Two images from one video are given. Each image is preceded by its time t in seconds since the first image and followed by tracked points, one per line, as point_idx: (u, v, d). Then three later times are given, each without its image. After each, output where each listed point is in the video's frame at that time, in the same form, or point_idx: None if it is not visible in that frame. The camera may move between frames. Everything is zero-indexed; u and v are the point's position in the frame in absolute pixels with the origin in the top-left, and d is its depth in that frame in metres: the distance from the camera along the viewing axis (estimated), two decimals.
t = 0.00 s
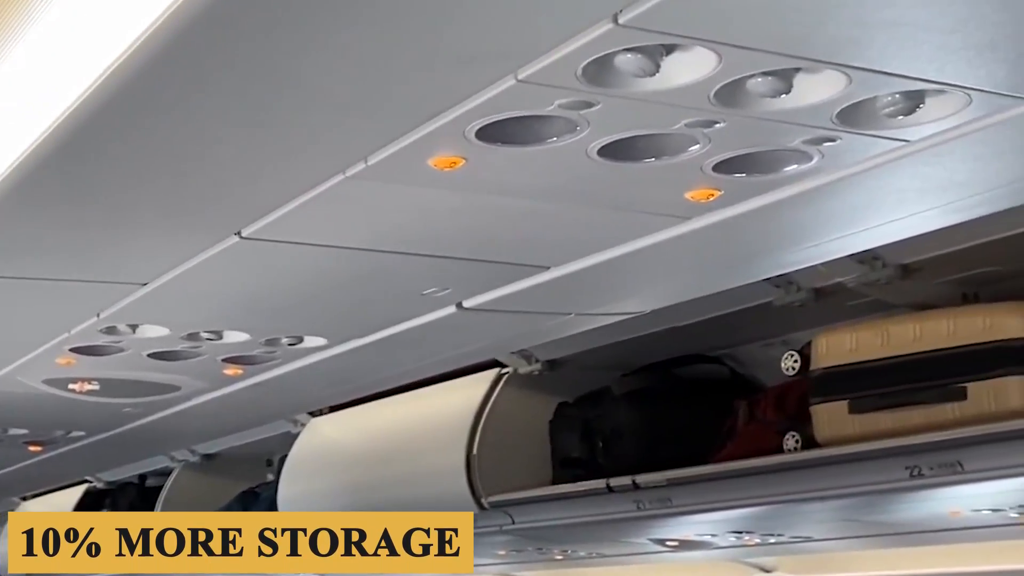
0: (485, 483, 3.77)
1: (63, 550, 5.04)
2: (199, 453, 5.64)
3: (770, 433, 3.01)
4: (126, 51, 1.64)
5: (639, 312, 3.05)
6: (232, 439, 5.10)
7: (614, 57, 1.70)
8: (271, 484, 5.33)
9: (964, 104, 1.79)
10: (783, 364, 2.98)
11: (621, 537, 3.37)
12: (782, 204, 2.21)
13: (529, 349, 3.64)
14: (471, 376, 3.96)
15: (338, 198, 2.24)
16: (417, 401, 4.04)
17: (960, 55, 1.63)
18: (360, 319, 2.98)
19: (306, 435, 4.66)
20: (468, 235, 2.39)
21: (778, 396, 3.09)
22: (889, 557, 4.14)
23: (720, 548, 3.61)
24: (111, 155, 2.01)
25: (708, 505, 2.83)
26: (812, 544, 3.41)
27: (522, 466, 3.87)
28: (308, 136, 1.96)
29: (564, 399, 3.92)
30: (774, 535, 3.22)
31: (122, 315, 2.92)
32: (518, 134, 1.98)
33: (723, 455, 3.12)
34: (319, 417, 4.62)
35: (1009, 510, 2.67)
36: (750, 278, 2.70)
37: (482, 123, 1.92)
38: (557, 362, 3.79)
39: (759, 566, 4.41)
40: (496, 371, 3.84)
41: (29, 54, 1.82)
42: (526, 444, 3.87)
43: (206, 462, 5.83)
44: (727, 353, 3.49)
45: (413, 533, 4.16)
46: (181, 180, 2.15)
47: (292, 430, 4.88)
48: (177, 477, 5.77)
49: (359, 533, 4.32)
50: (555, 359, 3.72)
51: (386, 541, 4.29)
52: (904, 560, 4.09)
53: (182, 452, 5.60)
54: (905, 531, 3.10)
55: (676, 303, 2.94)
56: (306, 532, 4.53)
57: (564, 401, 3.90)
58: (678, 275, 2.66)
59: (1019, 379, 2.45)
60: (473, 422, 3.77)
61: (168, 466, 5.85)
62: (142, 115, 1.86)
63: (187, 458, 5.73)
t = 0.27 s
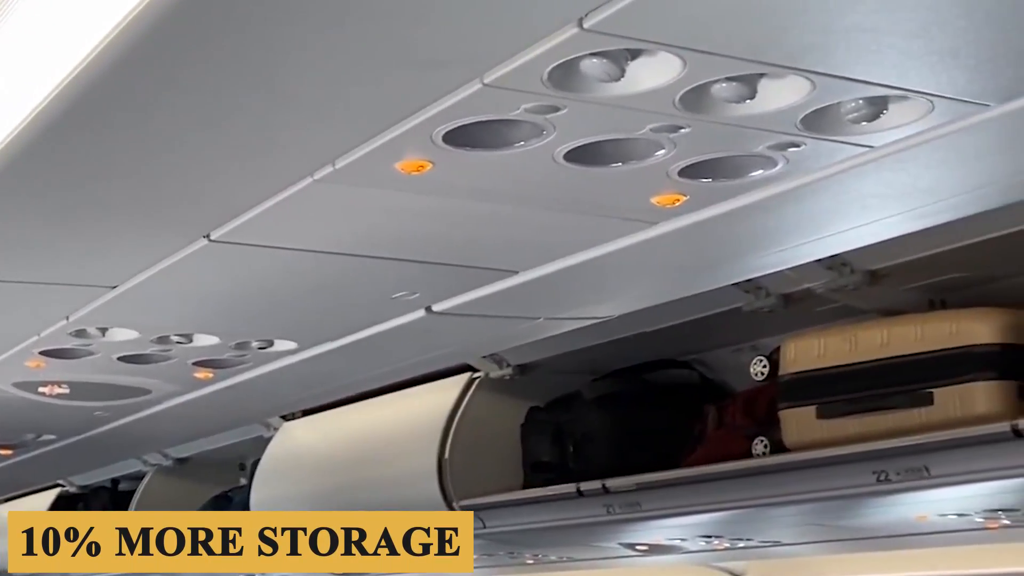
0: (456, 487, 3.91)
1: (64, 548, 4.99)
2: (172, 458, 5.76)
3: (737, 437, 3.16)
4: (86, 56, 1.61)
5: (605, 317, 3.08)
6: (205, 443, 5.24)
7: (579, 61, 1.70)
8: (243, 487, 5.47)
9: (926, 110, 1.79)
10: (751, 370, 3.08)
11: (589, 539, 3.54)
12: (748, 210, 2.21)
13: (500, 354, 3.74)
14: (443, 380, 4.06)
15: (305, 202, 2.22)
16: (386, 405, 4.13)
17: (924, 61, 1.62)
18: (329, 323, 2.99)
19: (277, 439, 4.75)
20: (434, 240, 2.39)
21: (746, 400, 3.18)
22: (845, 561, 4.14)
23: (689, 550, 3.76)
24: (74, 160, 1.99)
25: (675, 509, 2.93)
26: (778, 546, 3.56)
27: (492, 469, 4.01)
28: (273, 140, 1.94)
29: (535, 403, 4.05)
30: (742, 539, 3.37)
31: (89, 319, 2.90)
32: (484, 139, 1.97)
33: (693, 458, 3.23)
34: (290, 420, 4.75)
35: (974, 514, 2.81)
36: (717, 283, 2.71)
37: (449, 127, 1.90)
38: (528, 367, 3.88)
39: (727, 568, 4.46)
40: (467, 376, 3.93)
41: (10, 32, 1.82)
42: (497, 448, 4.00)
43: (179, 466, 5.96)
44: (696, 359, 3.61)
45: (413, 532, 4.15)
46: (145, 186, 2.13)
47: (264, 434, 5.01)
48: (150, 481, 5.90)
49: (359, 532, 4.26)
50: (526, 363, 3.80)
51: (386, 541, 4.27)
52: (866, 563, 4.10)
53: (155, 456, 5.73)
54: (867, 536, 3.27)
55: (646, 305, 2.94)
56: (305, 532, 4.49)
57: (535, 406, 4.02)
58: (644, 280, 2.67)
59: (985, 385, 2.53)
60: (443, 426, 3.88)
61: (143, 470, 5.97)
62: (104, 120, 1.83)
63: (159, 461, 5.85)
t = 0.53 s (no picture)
0: (434, 488, 3.97)
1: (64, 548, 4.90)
2: (152, 459, 5.82)
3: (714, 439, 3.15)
4: (61, 49, 1.59)
5: (582, 316, 3.08)
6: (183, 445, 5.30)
7: (555, 58, 1.67)
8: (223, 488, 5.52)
9: (903, 108, 1.79)
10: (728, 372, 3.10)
11: (566, 541, 3.61)
12: (723, 210, 2.21)
13: (479, 355, 3.78)
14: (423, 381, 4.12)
15: (280, 201, 2.19)
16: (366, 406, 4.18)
17: (899, 60, 1.60)
18: (306, 322, 2.98)
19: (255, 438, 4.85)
20: (409, 239, 2.38)
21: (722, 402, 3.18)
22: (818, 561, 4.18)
23: (667, 552, 3.80)
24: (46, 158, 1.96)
25: (650, 510, 3.01)
26: (755, 547, 3.60)
27: (470, 471, 4.07)
28: (247, 138, 1.91)
29: (513, 404, 4.10)
30: (718, 540, 3.42)
31: (64, 319, 2.87)
32: (461, 137, 1.94)
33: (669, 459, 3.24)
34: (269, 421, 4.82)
35: (949, 516, 2.85)
36: (694, 283, 2.71)
37: (426, 124, 1.87)
38: (505, 368, 3.93)
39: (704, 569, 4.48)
40: (446, 377, 3.98)
41: None
42: (475, 450, 4.06)
43: (159, 466, 6.02)
44: (673, 360, 3.65)
45: (413, 532, 4.06)
46: (119, 185, 2.10)
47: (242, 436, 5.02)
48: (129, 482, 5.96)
49: (358, 532, 4.19)
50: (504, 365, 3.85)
51: (386, 541, 4.16)
52: (838, 562, 4.15)
53: (135, 457, 5.79)
54: (844, 539, 3.31)
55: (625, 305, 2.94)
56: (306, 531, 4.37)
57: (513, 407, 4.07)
58: (620, 279, 2.67)
59: (960, 386, 2.54)
60: (423, 427, 3.94)
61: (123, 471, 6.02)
62: (75, 116, 1.80)
63: (140, 462, 5.91)
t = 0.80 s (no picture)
0: (417, 489, 3.99)
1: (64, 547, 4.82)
2: (135, 459, 5.83)
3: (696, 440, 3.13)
4: (42, 49, 1.58)
5: (564, 317, 3.09)
6: (164, 447, 5.29)
7: (537, 59, 1.66)
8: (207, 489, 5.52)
9: (882, 111, 1.79)
10: (710, 373, 3.10)
11: (549, 541, 3.64)
12: (704, 211, 2.21)
13: (461, 355, 3.75)
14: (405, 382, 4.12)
15: (262, 203, 2.18)
16: (350, 407, 4.19)
17: (878, 62, 1.61)
18: (288, 324, 2.98)
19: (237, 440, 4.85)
20: (390, 240, 2.38)
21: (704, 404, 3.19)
22: (798, 561, 4.20)
23: (648, 552, 3.81)
24: (25, 158, 1.95)
25: (630, 511, 3.04)
26: (736, 548, 3.61)
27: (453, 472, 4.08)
28: (228, 140, 1.91)
29: (497, 406, 4.10)
30: (700, 541, 3.43)
31: (46, 320, 2.86)
32: (442, 138, 1.94)
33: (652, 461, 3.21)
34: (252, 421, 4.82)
35: (930, 517, 2.86)
36: (675, 284, 2.72)
37: (407, 125, 1.86)
38: (490, 368, 3.89)
39: (686, 569, 4.49)
40: (429, 378, 3.99)
41: None
42: (459, 451, 4.06)
43: (143, 467, 6.02)
44: (655, 361, 3.67)
45: (413, 532, 4.04)
46: (100, 186, 2.08)
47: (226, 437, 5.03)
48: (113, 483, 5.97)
49: (359, 532, 4.13)
50: (487, 366, 3.82)
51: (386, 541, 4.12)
52: (818, 562, 4.17)
53: (119, 457, 5.80)
54: (823, 540, 3.32)
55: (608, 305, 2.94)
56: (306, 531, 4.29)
57: (497, 408, 4.09)
58: (600, 281, 2.68)
59: (940, 388, 2.55)
60: (406, 428, 3.96)
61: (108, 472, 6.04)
62: (55, 117, 1.79)
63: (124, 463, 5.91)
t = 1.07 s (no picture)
0: (405, 488, 3.99)
1: (64, 550, 4.88)
2: (124, 458, 5.83)
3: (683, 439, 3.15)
4: (33, 45, 1.58)
5: (553, 315, 3.10)
6: (152, 445, 5.29)
7: (526, 57, 1.66)
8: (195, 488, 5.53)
9: (870, 109, 1.80)
10: (696, 372, 3.16)
11: (537, 541, 3.65)
12: (692, 209, 2.22)
13: (449, 355, 3.77)
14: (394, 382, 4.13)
15: (252, 200, 2.18)
16: (339, 406, 4.20)
17: (866, 60, 1.62)
18: (276, 321, 2.99)
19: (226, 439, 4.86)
20: (379, 238, 2.39)
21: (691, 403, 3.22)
22: (785, 561, 4.23)
23: (636, 552, 3.82)
24: (15, 154, 1.94)
25: (618, 511, 3.05)
26: (723, 547, 3.62)
27: (441, 471, 4.08)
28: (218, 136, 1.90)
29: (485, 405, 4.11)
30: (687, 540, 3.44)
31: (35, 318, 2.85)
32: (432, 135, 1.94)
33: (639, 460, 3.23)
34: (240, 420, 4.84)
35: (915, 516, 2.87)
36: (663, 283, 2.74)
37: (397, 123, 1.86)
38: (476, 368, 3.91)
39: (673, 569, 4.51)
40: (417, 378, 4.00)
41: None
42: (446, 451, 4.07)
43: (131, 466, 6.03)
44: (643, 361, 3.68)
45: (413, 532, 3.99)
46: (89, 182, 2.08)
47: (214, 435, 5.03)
48: (100, 482, 5.97)
49: (359, 532, 4.12)
50: (474, 365, 3.84)
51: (386, 541, 4.10)
52: (804, 562, 4.19)
53: (108, 456, 5.81)
54: (804, 539, 3.33)
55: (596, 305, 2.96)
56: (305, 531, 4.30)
57: (484, 408, 4.10)
58: (588, 279, 2.69)
59: (925, 388, 2.57)
60: (394, 427, 3.96)
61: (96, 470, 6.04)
62: (45, 113, 1.79)
63: (112, 462, 5.92)
